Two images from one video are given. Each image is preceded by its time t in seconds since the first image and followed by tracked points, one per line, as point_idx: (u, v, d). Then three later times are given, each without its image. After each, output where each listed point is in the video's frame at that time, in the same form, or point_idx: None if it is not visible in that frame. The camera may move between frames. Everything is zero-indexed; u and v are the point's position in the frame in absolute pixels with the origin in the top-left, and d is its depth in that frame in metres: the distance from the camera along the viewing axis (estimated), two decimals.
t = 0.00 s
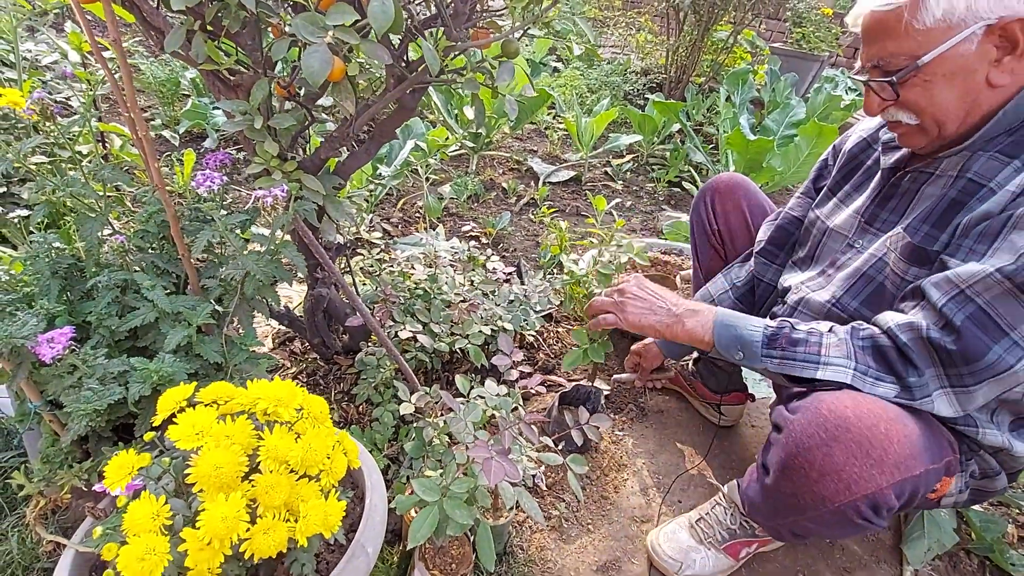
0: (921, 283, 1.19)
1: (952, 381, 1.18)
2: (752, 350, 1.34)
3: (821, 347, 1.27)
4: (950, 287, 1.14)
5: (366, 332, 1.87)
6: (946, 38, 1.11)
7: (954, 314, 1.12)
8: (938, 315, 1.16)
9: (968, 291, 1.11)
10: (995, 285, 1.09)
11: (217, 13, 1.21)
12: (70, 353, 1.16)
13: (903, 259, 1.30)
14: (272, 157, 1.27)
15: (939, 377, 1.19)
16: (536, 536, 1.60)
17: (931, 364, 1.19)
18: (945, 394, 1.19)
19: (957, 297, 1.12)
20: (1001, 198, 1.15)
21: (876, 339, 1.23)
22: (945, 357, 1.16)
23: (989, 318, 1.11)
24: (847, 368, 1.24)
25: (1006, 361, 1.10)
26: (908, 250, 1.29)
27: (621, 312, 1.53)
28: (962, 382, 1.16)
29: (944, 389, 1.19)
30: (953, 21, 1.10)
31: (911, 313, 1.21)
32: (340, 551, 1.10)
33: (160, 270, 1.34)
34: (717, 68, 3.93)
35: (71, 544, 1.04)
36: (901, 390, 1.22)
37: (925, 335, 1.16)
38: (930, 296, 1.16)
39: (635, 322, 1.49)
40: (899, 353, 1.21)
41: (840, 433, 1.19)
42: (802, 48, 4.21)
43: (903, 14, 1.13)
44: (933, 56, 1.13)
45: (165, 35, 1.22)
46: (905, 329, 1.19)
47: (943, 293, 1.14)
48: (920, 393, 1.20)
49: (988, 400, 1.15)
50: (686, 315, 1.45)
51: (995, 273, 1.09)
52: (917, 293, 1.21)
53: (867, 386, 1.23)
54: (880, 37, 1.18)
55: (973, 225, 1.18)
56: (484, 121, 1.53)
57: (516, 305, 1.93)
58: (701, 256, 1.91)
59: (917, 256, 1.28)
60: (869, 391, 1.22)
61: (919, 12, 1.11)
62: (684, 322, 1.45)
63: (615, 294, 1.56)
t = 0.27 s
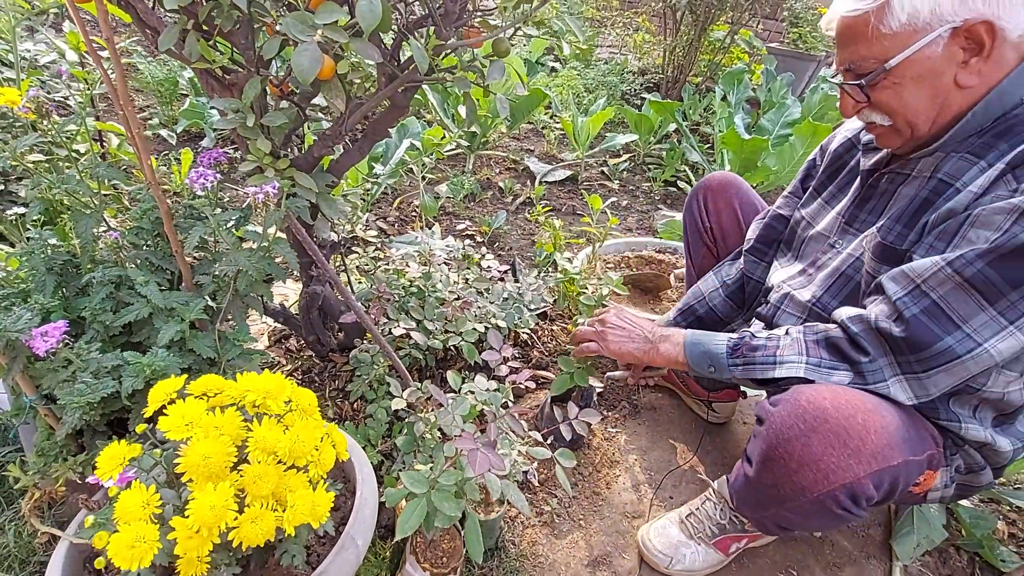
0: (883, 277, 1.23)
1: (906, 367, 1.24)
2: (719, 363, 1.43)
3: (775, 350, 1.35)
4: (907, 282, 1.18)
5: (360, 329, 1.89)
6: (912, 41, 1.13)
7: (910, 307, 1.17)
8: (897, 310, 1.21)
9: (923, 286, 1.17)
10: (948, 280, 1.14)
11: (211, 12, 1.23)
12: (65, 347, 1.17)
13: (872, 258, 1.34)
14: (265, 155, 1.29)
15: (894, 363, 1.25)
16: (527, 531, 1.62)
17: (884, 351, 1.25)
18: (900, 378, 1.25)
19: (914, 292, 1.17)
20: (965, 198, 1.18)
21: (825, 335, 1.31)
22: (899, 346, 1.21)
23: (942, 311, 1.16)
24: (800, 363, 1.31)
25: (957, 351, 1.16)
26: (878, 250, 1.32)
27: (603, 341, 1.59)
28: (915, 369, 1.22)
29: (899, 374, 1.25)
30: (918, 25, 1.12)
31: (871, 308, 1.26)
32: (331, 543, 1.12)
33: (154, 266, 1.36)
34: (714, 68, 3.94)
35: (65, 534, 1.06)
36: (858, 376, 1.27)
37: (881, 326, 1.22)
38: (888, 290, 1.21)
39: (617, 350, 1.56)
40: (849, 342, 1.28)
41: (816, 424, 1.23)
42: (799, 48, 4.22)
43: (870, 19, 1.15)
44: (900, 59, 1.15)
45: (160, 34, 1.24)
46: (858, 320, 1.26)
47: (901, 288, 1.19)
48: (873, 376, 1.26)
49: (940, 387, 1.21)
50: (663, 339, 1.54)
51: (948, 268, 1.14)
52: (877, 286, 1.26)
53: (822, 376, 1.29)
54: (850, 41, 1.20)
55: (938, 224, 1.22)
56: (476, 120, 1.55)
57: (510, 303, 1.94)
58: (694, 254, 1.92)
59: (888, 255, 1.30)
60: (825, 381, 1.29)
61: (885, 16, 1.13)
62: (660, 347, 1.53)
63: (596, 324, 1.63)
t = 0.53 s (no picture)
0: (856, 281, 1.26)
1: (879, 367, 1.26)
2: (704, 375, 1.46)
3: (752, 354, 1.39)
4: (879, 285, 1.21)
5: (359, 329, 1.90)
6: (892, 48, 1.14)
7: (879, 309, 1.20)
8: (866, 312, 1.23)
9: (893, 289, 1.19)
10: (915, 284, 1.17)
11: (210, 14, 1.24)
12: (65, 345, 1.18)
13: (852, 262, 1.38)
14: (263, 155, 1.30)
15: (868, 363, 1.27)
16: (524, 529, 1.63)
17: (857, 350, 1.27)
18: (875, 376, 1.27)
19: (885, 295, 1.20)
20: (939, 205, 1.20)
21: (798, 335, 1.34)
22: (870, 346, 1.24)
23: (910, 314, 1.18)
24: (774, 363, 1.34)
25: (924, 353, 1.18)
26: (858, 255, 1.36)
27: (594, 359, 1.62)
28: (887, 368, 1.24)
29: (874, 372, 1.27)
30: (897, 32, 1.13)
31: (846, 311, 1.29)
32: (329, 539, 1.13)
33: (154, 265, 1.37)
34: (713, 69, 3.95)
35: (65, 530, 1.07)
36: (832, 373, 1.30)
37: (852, 326, 1.25)
38: (861, 292, 1.24)
39: (607, 368, 1.60)
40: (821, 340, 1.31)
41: (804, 418, 1.25)
42: (797, 49, 4.23)
43: (850, 27, 1.16)
44: (880, 66, 1.16)
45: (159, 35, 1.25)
46: (828, 320, 1.30)
47: (873, 290, 1.22)
48: (844, 371, 1.29)
49: (911, 387, 1.23)
50: (650, 357, 1.58)
51: (915, 273, 1.16)
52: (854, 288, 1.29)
53: (794, 374, 1.33)
54: (831, 48, 1.21)
55: (913, 229, 1.25)
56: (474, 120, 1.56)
57: (507, 303, 1.95)
58: (691, 253, 1.94)
59: (868, 260, 1.34)
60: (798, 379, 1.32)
61: (864, 24, 1.14)
62: (649, 365, 1.56)
63: (587, 342, 1.66)
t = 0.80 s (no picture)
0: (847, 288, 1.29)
1: (869, 369, 1.30)
2: (699, 380, 1.47)
3: (743, 358, 1.42)
4: (869, 293, 1.24)
5: (357, 329, 1.91)
6: (888, 56, 1.16)
7: (869, 316, 1.23)
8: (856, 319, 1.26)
9: (883, 297, 1.22)
10: (904, 292, 1.20)
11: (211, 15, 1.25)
12: (66, 344, 1.19)
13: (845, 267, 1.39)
14: (264, 156, 1.31)
15: (858, 365, 1.30)
16: (522, 529, 1.63)
17: (848, 354, 1.31)
18: (866, 378, 1.30)
19: (874, 303, 1.23)
20: (929, 214, 1.23)
21: (789, 338, 1.37)
22: (859, 352, 1.27)
23: (899, 322, 1.21)
24: (765, 367, 1.37)
25: (911, 360, 1.21)
26: (851, 260, 1.37)
27: (591, 363, 1.62)
28: (877, 371, 1.28)
29: (864, 374, 1.30)
30: (893, 39, 1.14)
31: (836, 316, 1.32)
32: (327, 538, 1.14)
33: (154, 265, 1.38)
34: (711, 72, 3.97)
35: (65, 528, 1.08)
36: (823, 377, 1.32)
37: (841, 332, 1.28)
38: (852, 299, 1.26)
39: (604, 373, 1.59)
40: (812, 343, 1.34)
41: (794, 417, 1.26)
42: (796, 52, 4.25)
43: (846, 34, 1.17)
44: (876, 73, 1.17)
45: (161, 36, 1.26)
46: (817, 325, 1.33)
47: (863, 297, 1.25)
48: (834, 372, 1.31)
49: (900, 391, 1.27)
50: (646, 363, 1.57)
51: (904, 282, 1.19)
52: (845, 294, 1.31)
53: (784, 376, 1.36)
54: (827, 56, 1.23)
55: (905, 237, 1.27)
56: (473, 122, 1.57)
57: (505, 303, 1.96)
58: (688, 255, 1.94)
59: (859, 267, 1.37)
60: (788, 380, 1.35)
61: (861, 32, 1.16)
62: (644, 369, 1.56)
63: (585, 347, 1.66)
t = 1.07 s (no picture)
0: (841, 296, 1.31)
1: (859, 375, 1.31)
2: (691, 385, 1.47)
3: (734, 363, 1.43)
4: (863, 302, 1.26)
5: (355, 331, 1.92)
6: (894, 65, 1.17)
7: (861, 325, 1.25)
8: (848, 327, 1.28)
9: (875, 307, 1.24)
10: (896, 304, 1.22)
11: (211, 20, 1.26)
12: (65, 345, 1.20)
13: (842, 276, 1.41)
14: (263, 159, 1.32)
15: (848, 371, 1.32)
16: (517, 530, 1.65)
17: (838, 360, 1.33)
18: (856, 382, 1.32)
19: (867, 312, 1.25)
20: (927, 227, 1.24)
21: (780, 344, 1.39)
22: (849, 360, 1.29)
23: (890, 333, 1.23)
24: (756, 372, 1.38)
25: (899, 370, 1.24)
26: (848, 269, 1.39)
27: (585, 370, 1.62)
28: (866, 378, 1.30)
29: (854, 380, 1.32)
30: (899, 49, 1.15)
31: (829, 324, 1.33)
32: (323, 539, 1.15)
33: (153, 266, 1.39)
34: (709, 75, 3.98)
35: (63, 527, 1.09)
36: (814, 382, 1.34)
37: (833, 340, 1.31)
38: (845, 307, 1.28)
39: (598, 378, 1.59)
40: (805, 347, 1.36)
41: (783, 420, 1.29)
42: (793, 56, 4.27)
43: (853, 43, 1.19)
44: (882, 82, 1.19)
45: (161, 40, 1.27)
46: (808, 332, 1.36)
47: (856, 306, 1.27)
48: (824, 377, 1.33)
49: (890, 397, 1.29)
50: (639, 368, 1.57)
51: (897, 293, 1.21)
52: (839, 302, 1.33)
53: (775, 381, 1.37)
54: (834, 64, 1.24)
55: (902, 248, 1.28)
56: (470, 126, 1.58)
57: (502, 306, 1.97)
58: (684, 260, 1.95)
59: (854, 276, 1.38)
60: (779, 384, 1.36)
61: (867, 41, 1.17)
62: (637, 374, 1.56)
63: (579, 354, 1.66)
